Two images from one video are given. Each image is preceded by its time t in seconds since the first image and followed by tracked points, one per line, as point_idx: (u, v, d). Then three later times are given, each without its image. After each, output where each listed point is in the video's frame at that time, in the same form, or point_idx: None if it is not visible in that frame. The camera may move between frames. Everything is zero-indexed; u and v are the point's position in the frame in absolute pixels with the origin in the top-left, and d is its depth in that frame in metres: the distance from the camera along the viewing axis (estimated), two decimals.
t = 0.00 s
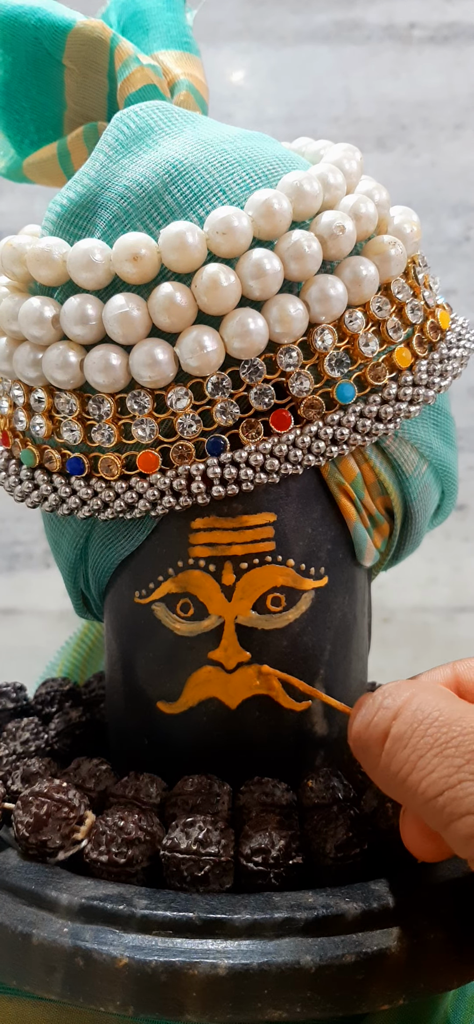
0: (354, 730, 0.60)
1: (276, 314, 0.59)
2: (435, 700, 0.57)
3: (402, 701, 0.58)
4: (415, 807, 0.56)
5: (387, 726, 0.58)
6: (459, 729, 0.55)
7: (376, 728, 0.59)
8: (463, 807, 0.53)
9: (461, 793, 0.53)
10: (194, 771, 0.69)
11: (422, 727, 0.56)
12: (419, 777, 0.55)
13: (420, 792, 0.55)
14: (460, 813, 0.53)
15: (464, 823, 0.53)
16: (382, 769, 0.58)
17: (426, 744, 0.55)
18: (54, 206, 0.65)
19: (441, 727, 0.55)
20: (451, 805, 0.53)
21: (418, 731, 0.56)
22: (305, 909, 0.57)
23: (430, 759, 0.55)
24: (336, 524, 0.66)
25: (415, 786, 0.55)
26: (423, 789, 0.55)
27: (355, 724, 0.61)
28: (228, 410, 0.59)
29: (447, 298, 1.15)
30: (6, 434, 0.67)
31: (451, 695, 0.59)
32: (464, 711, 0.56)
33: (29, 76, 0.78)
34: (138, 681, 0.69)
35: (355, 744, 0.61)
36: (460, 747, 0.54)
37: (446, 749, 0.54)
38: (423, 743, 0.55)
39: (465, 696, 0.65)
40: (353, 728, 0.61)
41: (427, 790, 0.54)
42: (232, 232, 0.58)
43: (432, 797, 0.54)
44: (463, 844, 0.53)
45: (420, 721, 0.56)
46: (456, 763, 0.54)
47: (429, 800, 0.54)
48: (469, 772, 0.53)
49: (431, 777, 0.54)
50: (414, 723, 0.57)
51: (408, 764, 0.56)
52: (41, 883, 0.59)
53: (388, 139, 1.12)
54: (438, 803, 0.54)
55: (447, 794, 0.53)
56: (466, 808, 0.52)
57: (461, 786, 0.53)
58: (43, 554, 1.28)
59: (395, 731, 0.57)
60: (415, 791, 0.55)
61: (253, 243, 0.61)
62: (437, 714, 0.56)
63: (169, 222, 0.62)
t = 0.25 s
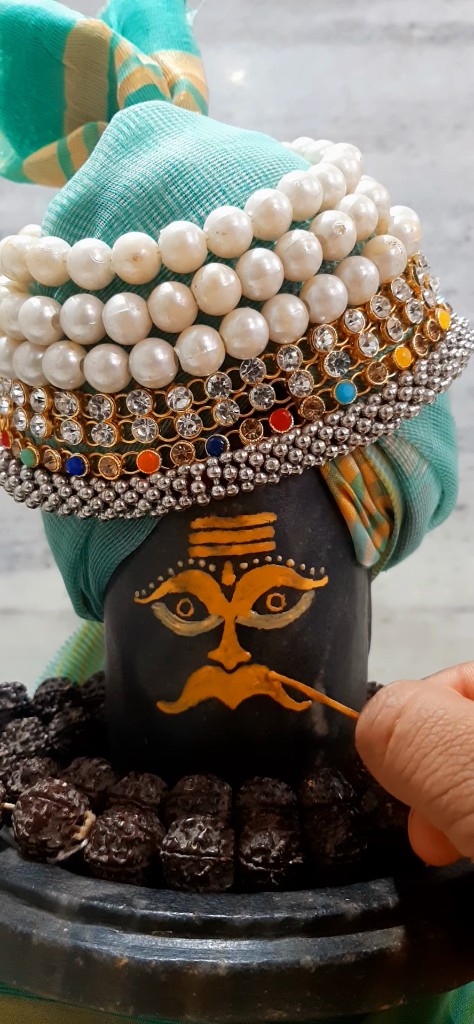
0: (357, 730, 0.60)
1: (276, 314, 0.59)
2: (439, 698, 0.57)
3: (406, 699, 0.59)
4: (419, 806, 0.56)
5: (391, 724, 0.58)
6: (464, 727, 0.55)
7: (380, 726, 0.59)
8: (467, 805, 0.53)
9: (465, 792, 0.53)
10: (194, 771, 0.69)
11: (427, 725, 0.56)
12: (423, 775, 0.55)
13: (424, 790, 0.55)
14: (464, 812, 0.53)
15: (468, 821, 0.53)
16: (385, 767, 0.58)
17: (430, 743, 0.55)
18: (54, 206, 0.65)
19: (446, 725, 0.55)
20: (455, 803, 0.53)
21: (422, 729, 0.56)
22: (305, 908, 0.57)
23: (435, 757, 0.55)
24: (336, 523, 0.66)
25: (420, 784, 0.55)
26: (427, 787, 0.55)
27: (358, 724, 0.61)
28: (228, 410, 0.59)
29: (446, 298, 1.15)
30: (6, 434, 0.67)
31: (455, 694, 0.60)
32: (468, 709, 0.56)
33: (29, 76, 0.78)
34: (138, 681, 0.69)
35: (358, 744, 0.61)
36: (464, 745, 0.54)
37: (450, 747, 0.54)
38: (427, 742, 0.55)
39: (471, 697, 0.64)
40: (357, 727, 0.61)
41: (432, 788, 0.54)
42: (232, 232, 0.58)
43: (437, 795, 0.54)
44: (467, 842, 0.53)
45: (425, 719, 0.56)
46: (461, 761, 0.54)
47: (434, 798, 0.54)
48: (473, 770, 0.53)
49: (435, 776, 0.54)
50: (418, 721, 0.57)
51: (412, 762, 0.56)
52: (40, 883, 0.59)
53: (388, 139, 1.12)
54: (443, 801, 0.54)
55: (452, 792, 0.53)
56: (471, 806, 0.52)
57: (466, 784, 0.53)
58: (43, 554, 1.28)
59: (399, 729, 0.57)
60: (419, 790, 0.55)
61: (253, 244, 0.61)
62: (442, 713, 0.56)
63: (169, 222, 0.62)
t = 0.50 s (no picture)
0: (357, 730, 0.60)
1: (276, 314, 0.59)
2: (439, 698, 0.57)
3: (406, 699, 0.58)
4: (420, 806, 0.56)
5: (390, 724, 0.58)
6: (464, 727, 0.55)
7: (379, 726, 0.59)
8: (467, 804, 0.53)
9: (465, 791, 0.53)
10: (194, 771, 0.69)
11: (427, 725, 0.56)
12: (423, 775, 0.55)
13: (424, 789, 0.55)
14: (464, 811, 0.53)
15: (468, 820, 0.53)
16: (385, 766, 0.58)
17: (430, 742, 0.55)
18: (54, 206, 0.65)
19: (446, 724, 0.55)
20: (455, 802, 0.53)
21: (422, 729, 0.56)
22: (305, 908, 0.57)
23: (434, 757, 0.55)
24: (336, 523, 0.66)
25: (419, 784, 0.55)
26: (427, 787, 0.55)
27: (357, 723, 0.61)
28: (228, 410, 0.59)
29: (446, 297, 1.15)
30: (6, 434, 0.67)
31: (454, 694, 0.60)
32: (468, 709, 0.56)
33: (29, 76, 0.78)
34: (138, 681, 0.69)
35: (358, 744, 0.61)
36: (464, 745, 0.54)
37: (450, 747, 0.54)
38: (427, 741, 0.55)
39: (471, 697, 0.64)
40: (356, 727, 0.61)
41: (432, 788, 0.54)
42: (232, 232, 0.58)
43: (437, 794, 0.54)
44: (467, 842, 0.53)
45: (425, 718, 0.56)
46: (461, 760, 0.54)
47: (433, 798, 0.54)
48: (473, 769, 0.53)
49: (435, 775, 0.54)
50: (418, 721, 0.57)
51: (412, 761, 0.56)
52: (40, 883, 0.59)
53: (388, 139, 1.12)
54: (442, 800, 0.54)
55: (451, 791, 0.53)
56: (471, 806, 0.52)
57: (465, 784, 0.53)
58: (43, 554, 1.28)
59: (398, 729, 0.57)
60: (419, 789, 0.55)
61: (253, 244, 0.61)
62: (441, 713, 0.56)
63: (169, 222, 0.62)
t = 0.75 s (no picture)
0: (357, 730, 0.60)
1: (276, 314, 0.59)
2: (440, 697, 0.57)
3: (406, 699, 0.59)
4: (419, 806, 0.56)
5: (390, 724, 0.58)
6: (464, 726, 0.55)
7: (379, 726, 0.59)
8: (467, 803, 0.53)
9: (465, 790, 0.53)
10: (194, 771, 0.69)
11: (427, 724, 0.56)
12: (423, 774, 0.55)
13: (424, 789, 0.55)
14: (464, 810, 0.53)
15: (468, 819, 0.53)
16: (385, 766, 0.58)
17: (430, 742, 0.55)
18: (54, 206, 0.65)
19: (446, 724, 0.55)
20: (455, 802, 0.53)
21: (422, 729, 0.56)
22: (305, 908, 0.57)
23: (434, 756, 0.55)
24: (336, 523, 0.66)
25: (419, 784, 0.55)
26: (426, 786, 0.55)
27: (358, 723, 0.61)
28: (228, 410, 0.59)
29: (446, 298, 1.15)
30: (6, 434, 0.67)
31: (455, 694, 0.60)
32: (468, 708, 0.56)
33: (29, 76, 0.78)
34: (138, 681, 0.69)
35: (358, 744, 0.61)
36: (464, 744, 0.54)
37: (450, 746, 0.54)
38: (427, 741, 0.55)
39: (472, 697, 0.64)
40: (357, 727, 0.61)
41: (431, 787, 0.54)
42: (232, 232, 0.58)
43: (436, 793, 0.54)
44: (467, 841, 0.53)
45: (425, 718, 0.56)
46: (460, 759, 0.54)
47: (433, 797, 0.54)
48: (473, 769, 0.53)
49: (435, 774, 0.54)
50: (418, 721, 0.57)
51: (412, 761, 0.56)
52: (40, 883, 0.59)
53: (388, 139, 1.12)
54: (442, 799, 0.54)
55: (451, 791, 0.53)
56: (470, 805, 0.53)
57: (465, 783, 0.53)
58: (43, 554, 1.28)
59: (398, 728, 0.57)
60: (419, 788, 0.55)
61: (253, 244, 0.61)
62: (441, 713, 0.56)
63: (169, 222, 0.62)
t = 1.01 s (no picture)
0: (358, 729, 0.60)
1: (276, 314, 0.59)
2: (442, 696, 0.57)
3: (407, 698, 0.59)
4: (421, 805, 0.56)
5: (392, 723, 0.58)
6: (467, 725, 0.55)
7: (380, 725, 0.58)
8: (470, 801, 0.53)
9: (467, 789, 0.53)
10: (194, 771, 0.69)
11: (429, 723, 0.56)
12: (425, 773, 0.55)
13: (426, 788, 0.55)
14: (467, 809, 0.53)
15: (471, 818, 0.53)
16: (386, 766, 0.58)
17: (432, 741, 0.55)
18: (54, 206, 0.65)
19: (448, 723, 0.55)
20: (457, 801, 0.53)
21: (425, 727, 0.56)
22: (305, 909, 0.57)
23: (437, 755, 0.55)
24: (336, 523, 0.66)
25: (421, 783, 0.55)
26: (428, 785, 0.55)
27: (359, 723, 0.61)
28: (228, 410, 0.59)
29: (446, 298, 1.15)
30: (6, 434, 0.67)
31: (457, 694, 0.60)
32: (470, 708, 0.56)
33: (29, 76, 0.78)
34: (138, 681, 0.69)
35: (359, 743, 0.61)
36: (467, 743, 0.54)
37: (453, 745, 0.54)
38: (429, 740, 0.55)
39: None
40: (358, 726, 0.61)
41: (434, 786, 0.54)
42: (232, 232, 0.58)
43: (439, 792, 0.54)
44: (469, 840, 0.53)
45: (427, 717, 0.56)
46: (463, 758, 0.54)
47: (435, 796, 0.54)
48: None
49: (437, 773, 0.54)
50: (420, 720, 0.57)
51: (414, 760, 0.56)
52: (41, 883, 0.59)
53: (388, 139, 1.12)
54: (444, 798, 0.54)
55: (454, 789, 0.53)
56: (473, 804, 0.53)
57: (468, 782, 0.53)
58: (43, 554, 1.28)
59: (401, 727, 0.57)
60: (421, 788, 0.55)
61: (253, 243, 0.61)
62: (444, 712, 0.56)
63: (169, 222, 0.62)
